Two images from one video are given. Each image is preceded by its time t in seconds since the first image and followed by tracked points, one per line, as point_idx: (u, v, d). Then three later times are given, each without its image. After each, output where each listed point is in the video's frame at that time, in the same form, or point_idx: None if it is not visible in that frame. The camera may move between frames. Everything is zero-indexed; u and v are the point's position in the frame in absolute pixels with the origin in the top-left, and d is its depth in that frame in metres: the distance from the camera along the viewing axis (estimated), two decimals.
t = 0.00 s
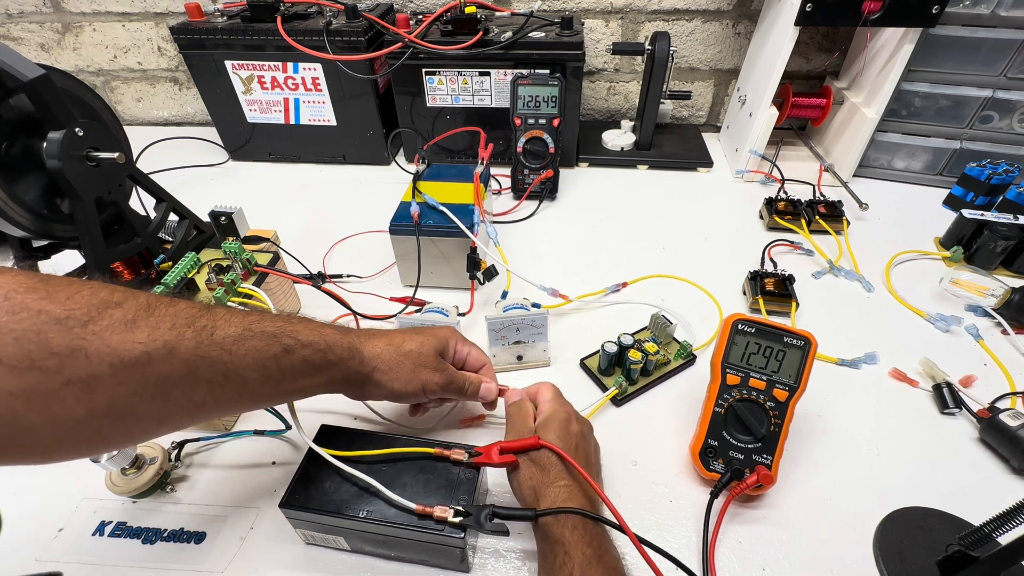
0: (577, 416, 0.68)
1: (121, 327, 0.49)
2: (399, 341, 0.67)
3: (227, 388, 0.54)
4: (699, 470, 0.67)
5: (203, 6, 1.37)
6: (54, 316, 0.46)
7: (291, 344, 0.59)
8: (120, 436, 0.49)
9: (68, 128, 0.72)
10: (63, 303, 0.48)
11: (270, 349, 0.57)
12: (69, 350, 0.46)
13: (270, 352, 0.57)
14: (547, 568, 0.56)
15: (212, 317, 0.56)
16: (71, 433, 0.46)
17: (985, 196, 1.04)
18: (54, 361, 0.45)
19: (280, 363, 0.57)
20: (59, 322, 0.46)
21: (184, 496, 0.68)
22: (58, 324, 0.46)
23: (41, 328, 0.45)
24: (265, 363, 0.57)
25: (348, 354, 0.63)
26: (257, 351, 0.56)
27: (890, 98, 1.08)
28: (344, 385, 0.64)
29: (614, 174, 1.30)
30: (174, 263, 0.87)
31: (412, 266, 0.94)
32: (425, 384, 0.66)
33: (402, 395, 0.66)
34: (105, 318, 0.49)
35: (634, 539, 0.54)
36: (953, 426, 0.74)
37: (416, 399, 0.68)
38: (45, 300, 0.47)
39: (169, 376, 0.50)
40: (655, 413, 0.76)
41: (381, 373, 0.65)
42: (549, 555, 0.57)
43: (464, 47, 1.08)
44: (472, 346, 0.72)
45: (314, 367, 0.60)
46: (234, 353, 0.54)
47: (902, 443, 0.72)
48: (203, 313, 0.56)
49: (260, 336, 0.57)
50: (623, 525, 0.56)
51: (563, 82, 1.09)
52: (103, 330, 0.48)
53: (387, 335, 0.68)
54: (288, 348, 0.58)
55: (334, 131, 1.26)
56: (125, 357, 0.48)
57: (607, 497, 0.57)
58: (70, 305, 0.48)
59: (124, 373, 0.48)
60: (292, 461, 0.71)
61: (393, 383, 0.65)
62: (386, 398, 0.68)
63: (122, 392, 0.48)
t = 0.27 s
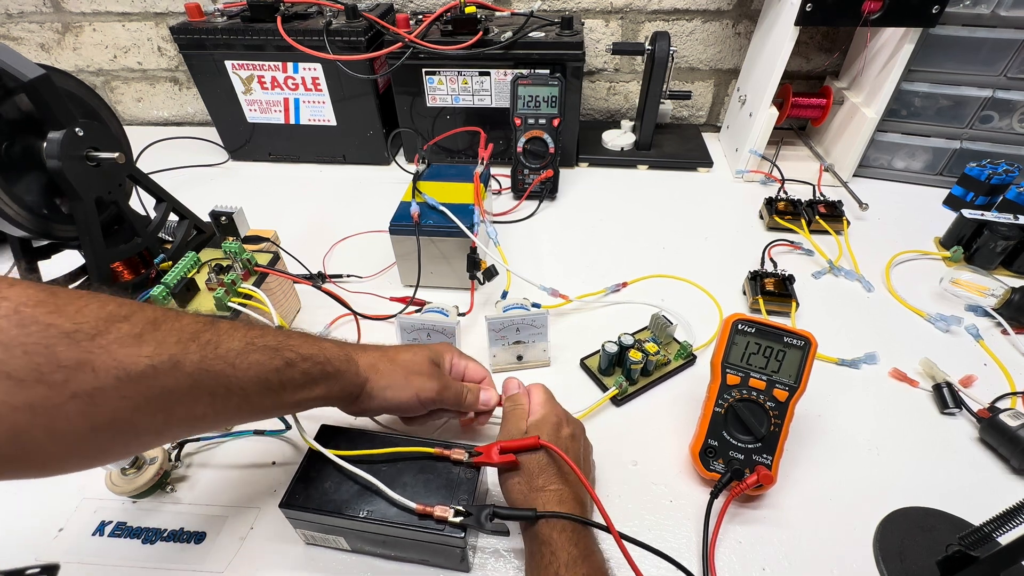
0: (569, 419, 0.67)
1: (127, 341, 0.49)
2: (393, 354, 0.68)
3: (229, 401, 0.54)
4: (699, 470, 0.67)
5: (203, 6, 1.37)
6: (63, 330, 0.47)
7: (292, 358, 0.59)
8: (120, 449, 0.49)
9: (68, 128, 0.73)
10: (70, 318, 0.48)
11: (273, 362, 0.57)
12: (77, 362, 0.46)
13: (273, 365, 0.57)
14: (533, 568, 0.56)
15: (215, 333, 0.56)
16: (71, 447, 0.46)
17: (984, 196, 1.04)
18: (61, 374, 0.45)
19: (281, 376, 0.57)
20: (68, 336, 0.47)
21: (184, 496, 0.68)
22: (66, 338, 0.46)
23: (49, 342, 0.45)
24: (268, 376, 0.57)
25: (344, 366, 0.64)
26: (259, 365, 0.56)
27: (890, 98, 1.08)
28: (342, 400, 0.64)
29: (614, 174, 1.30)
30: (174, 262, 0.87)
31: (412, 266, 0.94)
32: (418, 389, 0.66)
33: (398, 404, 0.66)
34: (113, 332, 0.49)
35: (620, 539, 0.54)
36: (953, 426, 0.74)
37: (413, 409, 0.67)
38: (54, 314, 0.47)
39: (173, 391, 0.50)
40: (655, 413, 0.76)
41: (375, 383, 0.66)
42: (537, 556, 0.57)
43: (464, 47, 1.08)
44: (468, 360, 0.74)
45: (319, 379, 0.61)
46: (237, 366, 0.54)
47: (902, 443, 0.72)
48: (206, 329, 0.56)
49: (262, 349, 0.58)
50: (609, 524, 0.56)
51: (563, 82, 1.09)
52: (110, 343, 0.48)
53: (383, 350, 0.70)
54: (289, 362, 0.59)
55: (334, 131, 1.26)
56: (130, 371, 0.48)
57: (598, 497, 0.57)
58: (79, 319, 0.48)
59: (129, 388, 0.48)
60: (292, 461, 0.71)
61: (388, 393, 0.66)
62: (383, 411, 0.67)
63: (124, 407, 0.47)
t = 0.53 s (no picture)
0: (569, 419, 0.67)
1: (177, 350, 0.50)
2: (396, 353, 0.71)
3: (261, 408, 0.55)
4: (699, 470, 0.67)
5: (203, 6, 1.37)
6: (121, 338, 0.48)
7: (316, 364, 0.61)
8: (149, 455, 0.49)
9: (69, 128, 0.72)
10: (128, 325, 0.49)
11: (301, 369, 0.59)
12: (132, 371, 0.47)
13: (300, 372, 0.59)
14: (528, 566, 0.56)
15: (252, 341, 0.57)
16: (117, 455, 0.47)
17: (984, 196, 1.04)
18: (116, 382, 0.46)
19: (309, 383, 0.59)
20: (125, 344, 0.48)
21: (183, 496, 0.68)
22: (125, 346, 0.47)
23: (107, 349, 0.46)
24: (295, 382, 0.58)
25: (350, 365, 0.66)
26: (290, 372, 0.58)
27: (890, 98, 1.08)
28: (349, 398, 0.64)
29: (614, 174, 1.30)
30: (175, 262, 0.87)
31: (412, 266, 0.94)
32: (419, 370, 0.67)
33: (402, 395, 0.67)
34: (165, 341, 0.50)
35: (618, 538, 0.54)
36: (953, 426, 0.74)
37: (418, 398, 0.67)
38: (117, 322, 0.49)
39: (216, 400, 0.51)
40: (655, 413, 0.76)
41: (377, 376, 0.67)
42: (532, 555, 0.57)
43: (464, 47, 1.08)
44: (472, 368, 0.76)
45: (329, 380, 0.62)
46: (271, 373, 0.56)
47: (902, 443, 0.72)
48: (244, 337, 0.56)
49: (290, 357, 0.59)
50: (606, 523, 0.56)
51: (563, 82, 1.09)
52: (161, 351, 0.49)
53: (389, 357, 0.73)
54: (314, 369, 0.60)
55: (334, 131, 1.26)
56: (179, 379, 0.49)
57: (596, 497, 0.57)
58: (135, 327, 0.49)
59: (178, 397, 0.49)
60: (293, 461, 0.72)
61: (391, 381, 0.67)
62: (388, 406, 0.67)
63: (169, 416, 0.48)
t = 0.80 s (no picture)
0: (576, 421, 0.67)
1: (172, 331, 0.48)
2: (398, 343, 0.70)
3: (257, 393, 0.54)
4: (699, 470, 0.67)
5: (203, 6, 1.37)
6: (111, 314, 0.45)
7: (316, 352, 0.60)
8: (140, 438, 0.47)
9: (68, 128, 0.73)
10: (120, 302, 0.47)
11: (301, 356, 0.58)
12: (122, 350, 0.45)
13: (299, 358, 0.57)
14: (531, 567, 0.56)
15: (252, 325, 0.55)
16: (106, 437, 0.45)
17: (984, 196, 1.04)
18: (106, 361, 0.44)
19: (308, 370, 0.58)
20: (115, 321, 0.45)
21: (183, 496, 0.68)
22: (115, 324, 0.45)
23: (97, 326, 0.44)
24: (294, 368, 0.57)
25: (354, 354, 0.64)
26: (289, 358, 0.57)
27: (890, 98, 1.08)
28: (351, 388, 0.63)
29: (614, 174, 1.30)
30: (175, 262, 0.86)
31: (412, 266, 0.94)
32: (425, 364, 0.66)
33: (406, 387, 0.66)
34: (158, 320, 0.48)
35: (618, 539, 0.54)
36: (953, 426, 0.74)
37: (422, 391, 0.67)
38: (105, 296, 0.46)
39: (210, 384, 0.50)
40: (655, 413, 0.76)
41: (381, 366, 0.66)
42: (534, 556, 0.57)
43: (464, 47, 1.08)
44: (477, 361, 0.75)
45: (330, 369, 0.61)
46: (269, 359, 0.54)
47: (902, 443, 0.72)
48: (242, 321, 0.55)
49: (290, 343, 0.58)
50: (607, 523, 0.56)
51: (563, 82, 1.09)
52: (155, 331, 0.47)
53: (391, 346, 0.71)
54: (313, 356, 0.59)
55: (334, 131, 1.26)
56: (172, 362, 0.47)
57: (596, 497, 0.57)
58: (127, 305, 0.47)
59: (169, 378, 0.47)
60: (292, 461, 0.71)
61: (396, 372, 0.65)
62: (390, 396, 0.67)
63: (161, 397, 0.47)
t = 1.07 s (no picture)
0: (577, 422, 0.67)
1: (151, 322, 0.46)
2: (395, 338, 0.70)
3: (244, 387, 0.53)
4: (699, 470, 0.67)
5: (203, 6, 1.37)
6: (86, 304, 0.44)
7: (306, 345, 0.58)
8: (123, 436, 0.46)
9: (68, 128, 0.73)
10: (94, 291, 0.45)
11: (289, 349, 0.56)
12: (98, 341, 0.43)
13: (288, 352, 0.56)
14: (530, 568, 0.56)
15: (236, 317, 0.54)
16: (85, 433, 0.43)
17: (984, 196, 1.04)
18: (79, 354, 0.42)
19: (297, 364, 0.57)
20: (90, 311, 0.44)
21: (184, 496, 0.68)
22: (89, 314, 0.43)
23: (69, 317, 0.42)
24: (283, 361, 0.55)
25: (349, 348, 0.63)
26: (276, 351, 0.55)
27: (890, 98, 1.08)
28: (345, 382, 0.62)
29: (614, 174, 1.30)
30: (175, 261, 0.87)
31: (412, 266, 0.94)
32: (422, 361, 0.66)
33: (401, 383, 0.66)
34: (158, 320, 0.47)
35: (618, 539, 0.53)
36: (953, 426, 0.74)
37: (416, 389, 0.67)
38: (77, 287, 0.44)
39: (192, 377, 0.48)
40: (655, 413, 0.76)
41: (377, 361, 0.65)
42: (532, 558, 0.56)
43: (464, 47, 1.08)
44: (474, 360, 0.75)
45: (322, 364, 0.59)
46: (256, 351, 0.53)
47: (902, 443, 0.72)
48: (226, 312, 0.53)
49: (278, 335, 0.56)
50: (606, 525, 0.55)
51: (563, 82, 1.09)
52: (133, 323, 0.45)
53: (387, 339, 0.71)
54: (304, 349, 0.58)
55: (334, 131, 1.26)
56: (151, 354, 0.45)
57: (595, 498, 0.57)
58: (101, 294, 0.45)
59: (148, 371, 0.45)
60: (292, 461, 0.71)
61: (392, 368, 0.65)
62: (384, 392, 0.66)
63: (140, 391, 0.45)
